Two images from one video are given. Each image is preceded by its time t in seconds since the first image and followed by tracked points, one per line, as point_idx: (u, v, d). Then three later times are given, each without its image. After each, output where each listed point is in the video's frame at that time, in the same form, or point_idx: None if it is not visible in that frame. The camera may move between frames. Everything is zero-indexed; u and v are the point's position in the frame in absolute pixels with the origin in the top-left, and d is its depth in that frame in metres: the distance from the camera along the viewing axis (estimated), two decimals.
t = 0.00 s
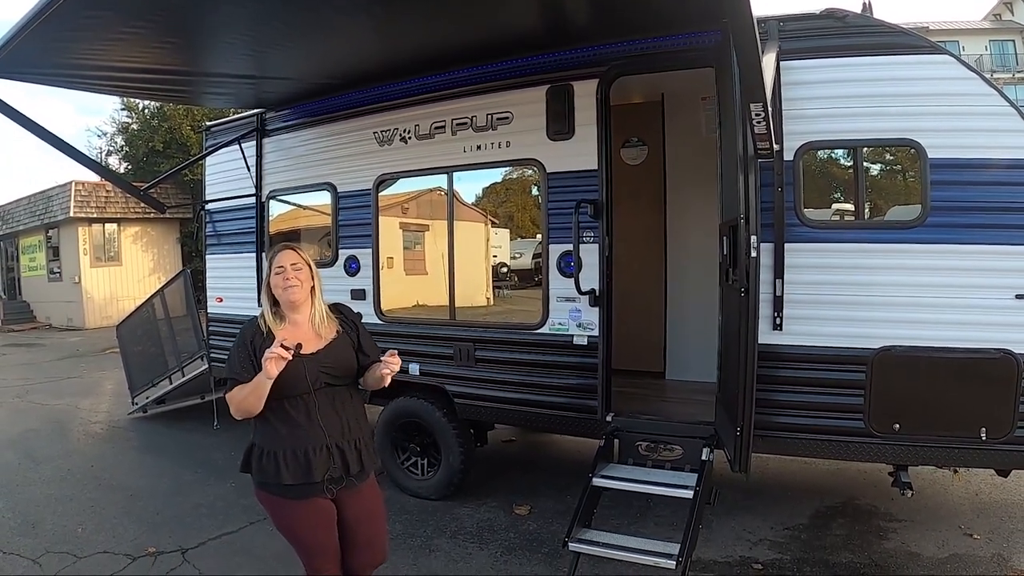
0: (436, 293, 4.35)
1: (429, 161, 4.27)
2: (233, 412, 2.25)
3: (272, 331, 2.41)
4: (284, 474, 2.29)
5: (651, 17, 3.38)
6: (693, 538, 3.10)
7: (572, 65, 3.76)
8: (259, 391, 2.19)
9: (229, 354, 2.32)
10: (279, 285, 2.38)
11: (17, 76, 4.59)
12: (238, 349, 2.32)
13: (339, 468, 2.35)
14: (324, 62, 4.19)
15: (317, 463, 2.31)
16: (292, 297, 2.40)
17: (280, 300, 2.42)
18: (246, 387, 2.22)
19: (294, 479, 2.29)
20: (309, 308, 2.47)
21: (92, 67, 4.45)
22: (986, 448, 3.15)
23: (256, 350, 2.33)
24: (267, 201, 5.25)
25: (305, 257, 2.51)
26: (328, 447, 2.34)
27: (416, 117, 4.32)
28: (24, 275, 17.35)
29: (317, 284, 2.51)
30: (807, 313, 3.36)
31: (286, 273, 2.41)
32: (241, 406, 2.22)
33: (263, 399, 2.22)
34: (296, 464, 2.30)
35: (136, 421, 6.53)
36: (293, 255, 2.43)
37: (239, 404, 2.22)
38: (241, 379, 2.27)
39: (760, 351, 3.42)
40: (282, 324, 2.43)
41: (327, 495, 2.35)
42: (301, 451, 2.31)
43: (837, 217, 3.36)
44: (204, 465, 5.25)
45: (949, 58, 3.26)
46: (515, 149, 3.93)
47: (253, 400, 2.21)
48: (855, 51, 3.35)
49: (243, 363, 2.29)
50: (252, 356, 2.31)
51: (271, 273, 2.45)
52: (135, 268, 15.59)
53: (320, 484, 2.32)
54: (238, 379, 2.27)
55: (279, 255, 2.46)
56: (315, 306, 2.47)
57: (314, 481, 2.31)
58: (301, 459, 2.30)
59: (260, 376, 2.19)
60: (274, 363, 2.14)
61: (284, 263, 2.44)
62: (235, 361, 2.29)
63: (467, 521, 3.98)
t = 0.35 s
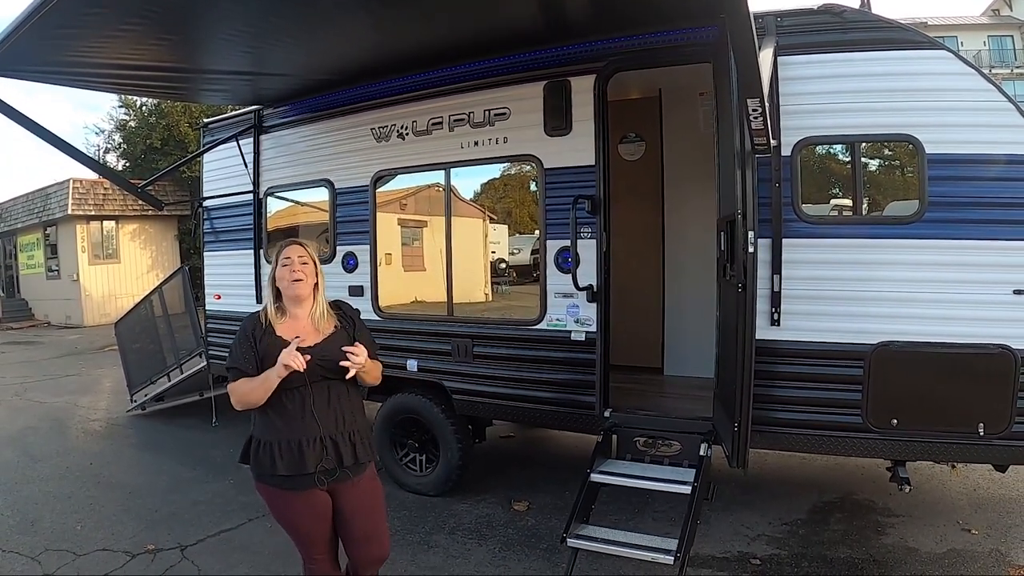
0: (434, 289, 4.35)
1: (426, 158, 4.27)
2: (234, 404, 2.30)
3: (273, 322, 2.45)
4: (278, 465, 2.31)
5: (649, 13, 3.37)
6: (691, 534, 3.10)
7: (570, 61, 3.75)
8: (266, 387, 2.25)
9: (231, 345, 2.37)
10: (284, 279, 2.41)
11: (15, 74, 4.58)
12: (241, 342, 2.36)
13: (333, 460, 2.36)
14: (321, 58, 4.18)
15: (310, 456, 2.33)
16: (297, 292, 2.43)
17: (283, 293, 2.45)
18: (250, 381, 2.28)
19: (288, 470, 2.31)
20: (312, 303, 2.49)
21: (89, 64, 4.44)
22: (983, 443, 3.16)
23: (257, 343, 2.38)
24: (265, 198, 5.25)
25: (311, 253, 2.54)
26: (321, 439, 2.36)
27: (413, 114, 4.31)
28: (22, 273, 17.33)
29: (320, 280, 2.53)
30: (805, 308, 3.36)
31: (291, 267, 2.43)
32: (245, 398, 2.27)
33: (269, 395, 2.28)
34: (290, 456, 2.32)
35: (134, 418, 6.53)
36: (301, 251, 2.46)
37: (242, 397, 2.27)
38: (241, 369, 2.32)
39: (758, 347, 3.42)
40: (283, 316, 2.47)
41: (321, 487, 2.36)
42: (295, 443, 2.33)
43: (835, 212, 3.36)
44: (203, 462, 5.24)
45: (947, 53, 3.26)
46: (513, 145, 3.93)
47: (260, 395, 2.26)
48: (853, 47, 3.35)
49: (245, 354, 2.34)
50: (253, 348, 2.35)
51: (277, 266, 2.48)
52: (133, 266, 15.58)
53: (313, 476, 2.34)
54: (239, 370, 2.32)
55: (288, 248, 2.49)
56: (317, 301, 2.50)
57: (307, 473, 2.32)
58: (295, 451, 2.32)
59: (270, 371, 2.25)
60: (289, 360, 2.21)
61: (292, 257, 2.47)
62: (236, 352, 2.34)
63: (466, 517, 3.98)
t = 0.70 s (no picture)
0: (432, 290, 4.35)
1: (423, 158, 4.27)
2: (247, 397, 2.50)
3: (283, 321, 2.62)
4: (282, 454, 2.47)
5: (644, 12, 3.37)
6: (690, 532, 3.10)
7: (565, 60, 3.76)
8: (283, 392, 2.45)
9: (244, 342, 2.55)
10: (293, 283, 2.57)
11: (11, 76, 4.58)
12: (253, 339, 2.54)
13: (333, 452, 2.51)
14: (317, 59, 4.19)
15: (312, 448, 2.47)
16: (305, 293, 2.59)
17: (293, 294, 2.61)
18: (267, 381, 2.47)
19: (291, 459, 2.47)
20: (319, 302, 2.66)
21: (86, 66, 4.44)
22: (980, 440, 3.16)
23: (269, 341, 2.56)
24: (262, 199, 5.25)
25: (318, 254, 2.69)
26: (323, 432, 2.50)
27: (410, 114, 4.31)
28: (19, 275, 17.31)
29: (329, 280, 2.68)
30: (801, 306, 3.37)
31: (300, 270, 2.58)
32: (259, 397, 2.46)
33: (284, 400, 2.48)
34: (294, 446, 2.47)
35: (132, 420, 6.52)
36: (308, 254, 2.61)
37: (256, 393, 2.46)
38: (253, 365, 2.50)
39: (755, 345, 3.42)
40: (293, 315, 2.64)
41: (323, 477, 2.51)
42: (298, 434, 2.48)
43: (832, 210, 3.36)
44: (202, 464, 5.24)
45: (942, 51, 3.27)
46: (510, 145, 3.93)
47: (275, 399, 2.46)
48: (848, 45, 3.36)
49: (257, 351, 2.52)
50: (265, 346, 2.54)
51: (287, 269, 2.64)
52: (131, 267, 15.56)
53: (314, 466, 2.49)
54: (251, 365, 2.51)
55: (297, 252, 2.64)
56: (325, 301, 2.66)
57: (309, 463, 2.48)
58: (298, 442, 2.47)
59: (289, 380, 2.46)
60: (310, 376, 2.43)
61: (299, 260, 2.62)
62: (249, 348, 2.53)
63: (464, 517, 3.98)
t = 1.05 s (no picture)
0: (429, 293, 4.35)
1: (420, 161, 4.28)
2: (267, 392, 2.64)
3: (299, 319, 2.78)
4: (303, 445, 2.60)
5: (641, 15, 3.38)
6: (686, 535, 3.10)
7: (562, 64, 3.76)
8: (304, 384, 2.59)
9: (264, 340, 2.70)
10: (309, 283, 2.72)
11: (7, 79, 4.57)
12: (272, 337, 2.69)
13: (351, 442, 2.66)
14: (315, 62, 4.19)
15: (332, 439, 2.62)
16: (321, 293, 2.75)
17: (309, 294, 2.77)
18: (286, 375, 2.62)
19: (311, 449, 2.60)
20: (333, 300, 2.83)
21: (83, 69, 4.44)
22: (977, 443, 3.17)
23: (287, 338, 2.71)
24: (259, 202, 5.25)
25: (331, 255, 2.85)
26: (341, 423, 2.66)
27: (407, 117, 4.31)
28: (16, 278, 17.26)
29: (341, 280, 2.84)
30: (798, 309, 3.37)
31: (316, 271, 2.74)
32: (279, 391, 2.61)
33: (303, 393, 2.63)
34: (314, 437, 2.61)
35: (128, 424, 6.51)
36: (323, 256, 2.76)
37: (277, 387, 2.61)
38: (273, 361, 2.65)
39: (752, 348, 3.43)
40: (308, 313, 2.80)
41: (341, 466, 2.65)
42: (318, 425, 2.63)
43: (828, 213, 3.37)
44: (199, 467, 5.24)
45: (938, 55, 3.27)
46: (507, 148, 3.93)
47: (295, 392, 2.60)
48: (843, 49, 3.37)
49: (276, 348, 2.68)
50: (283, 343, 2.69)
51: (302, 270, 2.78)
52: (127, 270, 15.53)
53: (333, 456, 2.63)
54: (271, 362, 2.66)
55: (311, 253, 2.81)
56: (339, 299, 2.83)
57: (328, 453, 2.62)
58: (318, 432, 2.62)
59: (309, 373, 2.61)
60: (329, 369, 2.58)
61: (314, 261, 2.77)
62: (269, 345, 2.68)
63: (461, 520, 3.98)
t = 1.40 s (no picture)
0: (433, 292, 4.36)
1: (423, 161, 4.28)
2: (283, 382, 2.74)
3: (313, 314, 2.88)
4: (316, 432, 2.70)
5: (644, 13, 3.38)
6: (691, 533, 3.10)
7: (565, 63, 3.76)
8: (317, 373, 2.70)
9: (279, 333, 2.82)
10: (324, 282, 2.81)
11: (12, 80, 4.59)
12: (288, 330, 2.81)
13: (362, 428, 2.75)
14: (318, 62, 4.19)
15: (343, 425, 2.71)
16: (335, 290, 2.85)
17: (323, 291, 2.86)
18: (300, 365, 2.72)
19: (324, 436, 2.70)
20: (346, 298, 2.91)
21: (86, 70, 4.45)
22: (981, 440, 3.17)
23: (301, 331, 2.82)
24: (262, 202, 5.26)
25: (343, 254, 2.93)
26: (353, 410, 2.75)
27: (410, 117, 4.32)
28: (20, 279, 17.32)
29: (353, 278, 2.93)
30: (801, 307, 3.38)
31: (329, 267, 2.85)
32: (294, 380, 2.71)
33: (316, 382, 2.73)
34: (327, 424, 2.71)
35: (133, 424, 6.52)
36: (336, 255, 2.85)
37: (291, 376, 2.71)
38: (288, 353, 2.76)
39: (756, 346, 3.43)
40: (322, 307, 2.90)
41: (353, 451, 2.74)
42: (330, 412, 2.73)
43: (831, 211, 3.37)
44: (203, 466, 5.25)
45: (941, 52, 3.28)
46: (510, 147, 3.94)
47: (309, 381, 2.71)
48: (846, 47, 3.37)
49: (291, 341, 2.78)
50: (298, 336, 2.80)
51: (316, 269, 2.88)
52: (131, 271, 15.57)
53: (346, 442, 2.72)
54: (286, 354, 2.76)
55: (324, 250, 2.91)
56: (352, 296, 2.92)
57: (341, 438, 2.71)
58: (331, 419, 2.72)
59: (321, 362, 2.72)
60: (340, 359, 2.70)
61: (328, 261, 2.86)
62: (284, 339, 2.78)
63: (466, 519, 3.99)
